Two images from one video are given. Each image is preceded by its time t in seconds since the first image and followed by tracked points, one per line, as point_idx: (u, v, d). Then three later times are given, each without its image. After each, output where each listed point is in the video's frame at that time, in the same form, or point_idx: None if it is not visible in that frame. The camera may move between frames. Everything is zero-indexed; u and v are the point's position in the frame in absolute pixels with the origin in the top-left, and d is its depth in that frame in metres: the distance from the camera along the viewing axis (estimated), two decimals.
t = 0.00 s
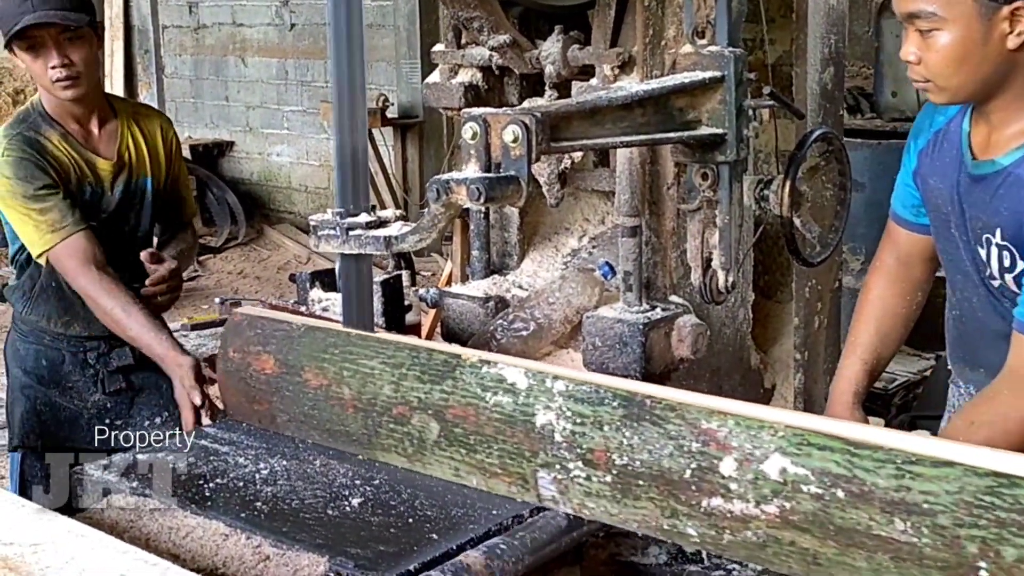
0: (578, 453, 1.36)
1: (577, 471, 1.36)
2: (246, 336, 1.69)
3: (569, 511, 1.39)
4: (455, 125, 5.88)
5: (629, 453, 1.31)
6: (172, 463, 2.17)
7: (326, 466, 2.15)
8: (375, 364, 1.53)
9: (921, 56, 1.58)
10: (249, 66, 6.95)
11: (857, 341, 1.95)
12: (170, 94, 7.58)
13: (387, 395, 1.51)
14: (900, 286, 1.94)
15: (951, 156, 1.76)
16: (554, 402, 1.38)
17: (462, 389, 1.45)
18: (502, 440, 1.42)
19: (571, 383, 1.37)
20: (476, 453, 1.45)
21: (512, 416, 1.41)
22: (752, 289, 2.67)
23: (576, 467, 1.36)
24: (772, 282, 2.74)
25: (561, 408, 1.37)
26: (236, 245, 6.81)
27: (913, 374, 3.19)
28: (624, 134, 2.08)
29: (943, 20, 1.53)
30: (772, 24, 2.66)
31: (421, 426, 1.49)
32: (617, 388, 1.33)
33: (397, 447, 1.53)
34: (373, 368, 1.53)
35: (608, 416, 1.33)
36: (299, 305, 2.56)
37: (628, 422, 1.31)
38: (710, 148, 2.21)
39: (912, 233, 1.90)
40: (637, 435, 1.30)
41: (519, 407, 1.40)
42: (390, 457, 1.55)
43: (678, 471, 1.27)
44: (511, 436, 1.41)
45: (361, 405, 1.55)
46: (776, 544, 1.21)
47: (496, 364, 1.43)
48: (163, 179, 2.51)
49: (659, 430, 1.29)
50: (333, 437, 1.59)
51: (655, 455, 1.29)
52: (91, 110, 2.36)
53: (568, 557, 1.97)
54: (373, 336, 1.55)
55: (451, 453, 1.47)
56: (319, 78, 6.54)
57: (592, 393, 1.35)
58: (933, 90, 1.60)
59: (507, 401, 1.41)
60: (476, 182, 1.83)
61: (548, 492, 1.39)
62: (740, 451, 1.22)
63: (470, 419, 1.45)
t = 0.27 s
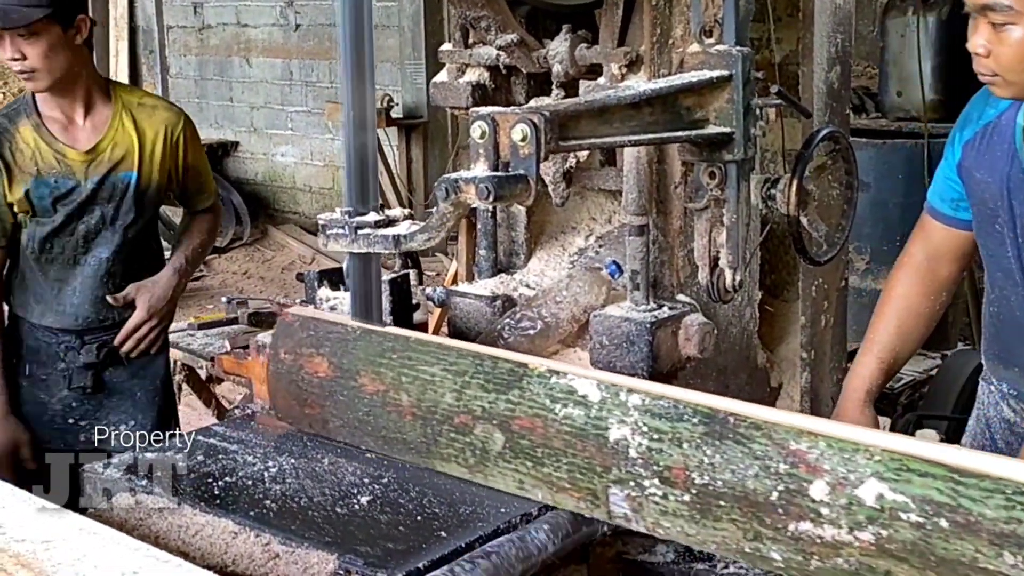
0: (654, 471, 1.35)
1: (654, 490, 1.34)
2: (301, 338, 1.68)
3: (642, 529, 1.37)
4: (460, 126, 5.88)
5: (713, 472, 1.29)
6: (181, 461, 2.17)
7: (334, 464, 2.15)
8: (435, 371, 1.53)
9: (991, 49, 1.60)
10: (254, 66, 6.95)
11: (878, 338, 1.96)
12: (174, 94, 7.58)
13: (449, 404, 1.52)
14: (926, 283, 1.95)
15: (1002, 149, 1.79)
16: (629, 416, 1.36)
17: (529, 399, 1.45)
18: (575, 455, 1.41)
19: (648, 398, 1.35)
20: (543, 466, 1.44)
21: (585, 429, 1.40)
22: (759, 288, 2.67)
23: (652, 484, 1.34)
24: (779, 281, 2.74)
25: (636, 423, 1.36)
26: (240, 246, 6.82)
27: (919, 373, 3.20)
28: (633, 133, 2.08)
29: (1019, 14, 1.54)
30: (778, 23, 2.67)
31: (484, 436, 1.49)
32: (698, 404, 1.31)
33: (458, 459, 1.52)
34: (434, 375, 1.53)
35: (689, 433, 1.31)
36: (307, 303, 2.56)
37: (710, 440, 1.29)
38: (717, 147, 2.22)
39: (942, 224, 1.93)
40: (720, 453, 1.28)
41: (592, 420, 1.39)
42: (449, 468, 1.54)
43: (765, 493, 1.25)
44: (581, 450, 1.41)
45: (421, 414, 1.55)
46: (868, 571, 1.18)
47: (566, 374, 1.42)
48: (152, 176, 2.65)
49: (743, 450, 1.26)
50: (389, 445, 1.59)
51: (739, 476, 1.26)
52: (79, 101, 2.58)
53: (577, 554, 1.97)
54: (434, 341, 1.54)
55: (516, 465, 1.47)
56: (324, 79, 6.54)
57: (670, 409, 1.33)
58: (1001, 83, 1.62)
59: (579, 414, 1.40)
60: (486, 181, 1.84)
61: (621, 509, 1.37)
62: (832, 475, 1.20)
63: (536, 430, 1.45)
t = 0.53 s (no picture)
0: (768, 507, 1.29)
1: (770, 528, 1.28)
2: (377, 354, 1.71)
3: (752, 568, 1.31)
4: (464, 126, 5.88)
5: (833, 510, 1.22)
6: (186, 462, 2.18)
7: (338, 466, 2.16)
8: (523, 394, 1.52)
9: None
10: (259, 67, 6.96)
11: (881, 335, 1.96)
12: (180, 95, 7.59)
13: (538, 429, 1.51)
14: (930, 278, 1.94)
15: None
16: (739, 448, 1.31)
17: (629, 427, 1.42)
18: (681, 488, 1.36)
19: (759, 428, 1.30)
20: (644, 498, 1.40)
21: (691, 459, 1.35)
22: (762, 290, 2.68)
23: (765, 521, 1.29)
24: (783, 282, 2.74)
25: (747, 455, 1.30)
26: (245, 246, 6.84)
27: (923, 375, 3.21)
28: (636, 135, 2.09)
29: None
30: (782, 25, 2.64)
31: (577, 464, 1.47)
32: (818, 435, 1.25)
33: (551, 485, 1.51)
34: (522, 399, 1.52)
35: (807, 468, 1.25)
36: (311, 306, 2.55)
37: (830, 476, 1.23)
38: (720, 150, 2.22)
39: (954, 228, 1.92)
40: (841, 490, 1.22)
41: (698, 450, 1.35)
42: (540, 495, 1.53)
43: (893, 535, 1.18)
44: (687, 482, 1.36)
45: (506, 437, 1.55)
46: None
47: (668, 402, 1.38)
48: (53, 178, 2.56)
49: (869, 488, 1.20)
50: (476, 468, 1.60)
51: (865, 516, 1.20)
52: None
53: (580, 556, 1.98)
54: (518, 362, 1.54)
55: (612, 496, 1.44)
56: (329, 80, 6.55)
57: (786, 441, 1.27)
58: None
59: (685, 444, 1.36)
60: (488, 184, 1.85)
61: (729, 547, 1.32)
62: (972, 518, 1.12)
63: (636, 460, 1.42)
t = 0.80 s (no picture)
0: (802, 510, 1.41)
1: (802, 531, 1.41)
2: (396, 359, 1.87)
3: (785, 570, 1.44)
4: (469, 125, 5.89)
5: (870, 513, 1.34)
6: (190, 460, 2.19)
7: (341, 463, 2.16)
8: (548, 398, 1.65)
9: None
10: (264, 66, 6.97)
11: (796, 282, 1.85)
12: (185, 93, 7.59)
13: (566, 432, 1.63)
14: (853, 244, 1.84)
15: None
16: (773, 450, 1.43)
17: (658, 430, 1.54)
18: (714, 492, 1.48)
19: (792, 431, 1.42)
20: (673, 502, 1.53)
21: (721, 463, 1.47)
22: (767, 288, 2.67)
23: (800, 524, 1.41)
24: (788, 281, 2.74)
25: (782, 458, 1.42)
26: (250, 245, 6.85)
27: (927, 373, 3.21)
28: (640, 133, 2.09)
29: None
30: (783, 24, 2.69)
31: (604, 468, 1.60)
32: (851, 440, 1.37)
33: (577, 490, 1.64)
34: (548, 402, 1.65)
35: (843, 470, 1.37)
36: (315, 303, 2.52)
37: (866, 478, 1.34)
38: (725, 148, 2.22)
39: (904, 202, 1.84)
40: (878, 492, 1.33)
41: (729, 452, 1.47)
42: (566, 498, 1.66)
43: (932, 538, 1.29)
44: (717, 485, 1.48)
45: (532, 442, 1.68)
46: None
47: (699, 407, 1.51)
48: None
49: (907, 490, 1.31)
50: (499, 471, 1.74)
51: (902, 518, 1.32)
52: None
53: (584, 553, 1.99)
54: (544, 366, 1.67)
55: (640, 499, 1.57)
56: (334, 78, 6.56)
57: (821, 445, 1.39)
58: None
59: (716, 447, 1.48)
60: (492, 182, 1.85)
61: (761, 549, 1.45)
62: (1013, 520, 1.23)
63: (665, 463, 1.54)
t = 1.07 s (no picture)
0: (816, 503, 1.39)
1: (813, 523, 1.39)
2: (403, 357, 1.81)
3: (795, 565, 1.42)
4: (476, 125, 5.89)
5: (884, 505, 1.33)
6: (195, 458, 2.19)
7: (346, 462, 2.16)
8: (558, 395, 1.61)
9: None
10: (272, 65, 6.98)
11: (867, 261, 1.78)
12: (193, 92, 7.59)
13: (573, 428, 1.59)
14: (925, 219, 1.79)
15: None
16: (786, 443, 1.40)
17: (669, 425, 1.50)
18: (724, 486, 1.45)
19: (805, 424, 1.40)
20: (683, 497, 1.50)
21: (733, 455, 1.45)
22: (773, 287, 2.67)
23: (813, 517, 1.39)
24: (794, 280, 2.72)
25: (794, 451, 1.40)
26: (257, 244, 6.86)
27: (934, 374, 3.20)
28: (646, 133, 2.09)
29: None
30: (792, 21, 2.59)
31: (614, 464, 1.55)
32: (869, 432, 1.35)
33: (586, 486, 1.59)
34: (556, 399, 1.61)
35: (857, 462, 1.35)
36: (321, 302, 2.52)
37: (881, 470, 1.33)
38: (730, 148, 2.22)
39: (964, 180, 1.81)
40: (892, 484, 1.32)
41: (742, 446, 1.44)
42: (573, 495, 1.61)
43: (948, 528, 1.28)
44: (729, 479, 1.45)
45: (540, 438, 1.63)
46: None
47: (710, 401, 1.47)
48: None
49: (925, 481, 1.29)
50: (504, 470, 1.68)
51: (919, 509, 1.30)
52: None
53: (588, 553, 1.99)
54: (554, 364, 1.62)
55: (649, 495, 1.53)
56: (341, 78, 6.56)
57: (835, 438, 1.37)
58: None
59: (728, 440, 1.45)
60: (498, 181, 1.87)
61: (772, 543, 1.42)
62: None
63: (676, 458, 1.50)
